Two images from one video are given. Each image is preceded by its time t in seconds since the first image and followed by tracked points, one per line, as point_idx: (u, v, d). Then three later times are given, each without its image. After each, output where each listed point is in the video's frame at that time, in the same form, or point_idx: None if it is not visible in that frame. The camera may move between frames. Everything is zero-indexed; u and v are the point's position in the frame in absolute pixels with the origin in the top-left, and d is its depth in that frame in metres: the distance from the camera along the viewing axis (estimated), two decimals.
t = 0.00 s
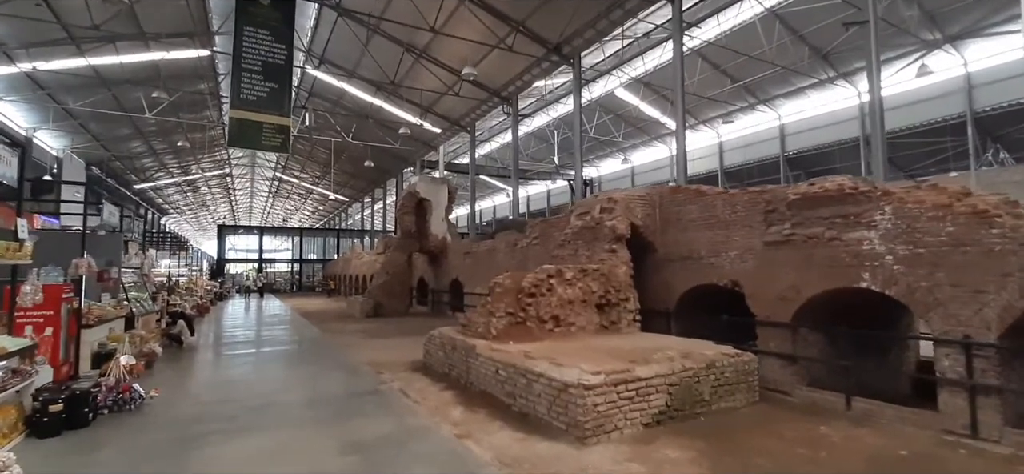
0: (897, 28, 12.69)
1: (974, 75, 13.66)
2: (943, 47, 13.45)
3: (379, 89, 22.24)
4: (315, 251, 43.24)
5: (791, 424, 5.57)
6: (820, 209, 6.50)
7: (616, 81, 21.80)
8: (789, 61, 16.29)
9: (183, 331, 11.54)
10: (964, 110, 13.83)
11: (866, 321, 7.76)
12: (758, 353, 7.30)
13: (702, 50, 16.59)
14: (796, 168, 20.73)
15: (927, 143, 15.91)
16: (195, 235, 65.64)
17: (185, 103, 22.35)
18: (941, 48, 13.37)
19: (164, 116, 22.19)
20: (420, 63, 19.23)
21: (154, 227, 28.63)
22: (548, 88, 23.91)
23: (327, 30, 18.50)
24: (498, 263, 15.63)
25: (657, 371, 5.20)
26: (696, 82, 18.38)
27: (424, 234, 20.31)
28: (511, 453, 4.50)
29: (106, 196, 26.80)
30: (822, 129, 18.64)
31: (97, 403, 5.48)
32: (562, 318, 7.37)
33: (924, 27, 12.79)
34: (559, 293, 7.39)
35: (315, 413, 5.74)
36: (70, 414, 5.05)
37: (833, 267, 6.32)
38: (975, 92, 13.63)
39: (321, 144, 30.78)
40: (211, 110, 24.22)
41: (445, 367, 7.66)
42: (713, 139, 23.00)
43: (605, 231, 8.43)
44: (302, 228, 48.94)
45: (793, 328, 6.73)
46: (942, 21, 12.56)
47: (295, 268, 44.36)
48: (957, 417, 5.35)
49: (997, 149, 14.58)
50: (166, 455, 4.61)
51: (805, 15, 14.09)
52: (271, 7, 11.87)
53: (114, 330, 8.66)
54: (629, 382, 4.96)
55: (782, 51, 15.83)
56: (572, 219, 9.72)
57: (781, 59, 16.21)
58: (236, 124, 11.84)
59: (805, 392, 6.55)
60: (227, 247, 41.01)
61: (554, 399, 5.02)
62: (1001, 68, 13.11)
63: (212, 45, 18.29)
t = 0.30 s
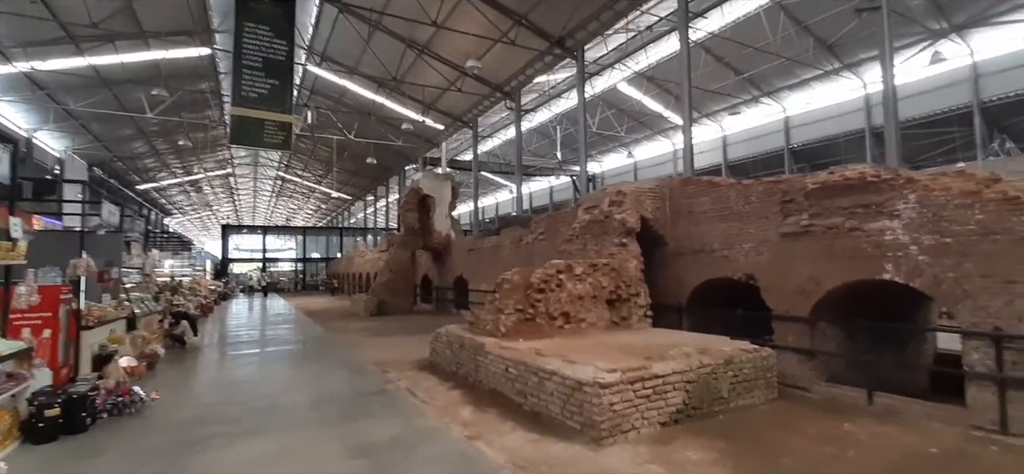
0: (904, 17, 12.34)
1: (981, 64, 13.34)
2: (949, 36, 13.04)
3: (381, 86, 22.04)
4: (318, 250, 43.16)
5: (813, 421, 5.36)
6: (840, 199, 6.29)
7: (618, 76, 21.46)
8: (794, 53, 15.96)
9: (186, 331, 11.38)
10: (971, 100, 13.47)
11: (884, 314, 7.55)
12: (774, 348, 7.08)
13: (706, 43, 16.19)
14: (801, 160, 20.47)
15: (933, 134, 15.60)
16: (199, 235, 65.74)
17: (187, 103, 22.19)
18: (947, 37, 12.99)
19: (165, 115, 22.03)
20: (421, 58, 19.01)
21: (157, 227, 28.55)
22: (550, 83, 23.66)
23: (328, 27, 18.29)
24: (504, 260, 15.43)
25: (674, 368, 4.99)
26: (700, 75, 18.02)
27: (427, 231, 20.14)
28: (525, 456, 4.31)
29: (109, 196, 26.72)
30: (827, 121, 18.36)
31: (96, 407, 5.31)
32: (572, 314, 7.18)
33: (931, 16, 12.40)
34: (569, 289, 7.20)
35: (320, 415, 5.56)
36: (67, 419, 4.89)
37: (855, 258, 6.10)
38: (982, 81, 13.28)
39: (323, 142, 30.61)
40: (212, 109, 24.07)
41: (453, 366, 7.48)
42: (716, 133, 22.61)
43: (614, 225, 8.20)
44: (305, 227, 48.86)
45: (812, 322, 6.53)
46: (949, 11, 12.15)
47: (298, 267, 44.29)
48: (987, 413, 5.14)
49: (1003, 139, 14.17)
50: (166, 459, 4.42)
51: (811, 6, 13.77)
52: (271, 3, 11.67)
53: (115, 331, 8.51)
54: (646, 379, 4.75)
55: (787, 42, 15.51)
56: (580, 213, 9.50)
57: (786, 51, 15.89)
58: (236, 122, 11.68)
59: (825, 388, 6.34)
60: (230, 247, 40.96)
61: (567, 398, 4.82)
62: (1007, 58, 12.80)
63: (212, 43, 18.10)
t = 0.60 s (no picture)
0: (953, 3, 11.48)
1: None
2: (1000, 20, 12.16)
3: (410, 87, 22.15)
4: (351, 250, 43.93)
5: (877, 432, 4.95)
6: (902, 191, 5.83)
7: (648, 70, 20.89)
8: (834, 40, 15.13)
9: (225, 331, 11.63)
10: None
11: (948, 314, 6.99)
12: (828, 353, 6.64)
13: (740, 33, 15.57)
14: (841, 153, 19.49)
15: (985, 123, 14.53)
16: (239, 236, 68.01)
17: (225, 108, 22.82)
18: (998, 21, 12.09)
19: (205, 121, 22.71)
20: (450, 58, 18.98)
21: (199, 230, 29.55)
22: (579, 79, 23.32)
23: (358, 30, 18.47)
24: (535, 259, 15.21)
25: (724, 374, 4.70)
26: (734, 67, 17.34)
27: (458, 231, 20.12)
28: (567, 466, 4.11)
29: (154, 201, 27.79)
30: (870, 111, 17.41)
31: (139, 409, 5.39)
32: (609, 315, 6.92)
33: None
34: (606, 290, 6.94)
35: (357, 418, 5.50)
36: (110, 422, 4.96)
37: (920, 256, 5.62)
38: None
39: (355, 144, 31.07)
40: (249, 115, 24.72)
41: (487, 368, 7.33)
42: (751, 126, 21.79)
43: (652, 222, 7.86)
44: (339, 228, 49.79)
45: (871, 324, 6.07)
46: None
47: (332, 267, 45.18)
48: None
49: None
50: (208, 462, 4.42)
51: None
52: (303, 6, 11.77)
53: (159, 332, 8.70)
54: (694, 387, 4.47)
55: (826, 30, 14.75)
56: (614, 210, 9.19)
57: (825, 38, 15.06)
58: (272, 125, 11.77)
59: (885, 396, 5.90)
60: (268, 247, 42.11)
61: (609, 406, 4.59)
62: None
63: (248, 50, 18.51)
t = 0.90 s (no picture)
0: None
1: None
2: None
3: (439, 83, 22.13)
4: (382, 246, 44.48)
5: (950, 442, 4.54)
6: (976, 180, 5.33)
7: (680, 62, 20.20)
8: (879, 25, 14.24)
9: (262, 325, 11.82)
10: None
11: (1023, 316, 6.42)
12: (888, 354, 6.19)
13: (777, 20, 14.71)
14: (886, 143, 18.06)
15: None
16: (275, 234, 69.86)
17: (260, 108, 23.31)
18: None
19: (241, 121, 23.26)
20: (479, 52, 18.83)
21: (237, 227, 30.38)
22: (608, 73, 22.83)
23: (388, 27, 18.52)
24: (566, 254, 14.95)
25: (779, 377, 4.38)
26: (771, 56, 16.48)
27: (487, 227, 20.02)
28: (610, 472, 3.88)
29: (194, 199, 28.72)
30: (919, 98, 16.38)
31: (177, 403, 5.44)
32: (649, 313, 6.63)
33: None
34: (646, 286, 6.65)
35: (391, 416, 5.41)
36: (150, 415, 5.01)
37: (996, 251, 5.12)
38: None
39: (385, 142, 31.35)
40: (283, 114, 25.20)
41: (521, 366, 7.15)
42: (789, 117, 20.83)
43: (692, 216, 7.50)
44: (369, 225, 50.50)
45: (937, 324, 5.61)
46: None
47: (364, 263, 45.88)
48: None
49: None
50: (242, 459, 4.38)
51: None
52: (334, 3, 11.81)
53: (198, 325, 8.87)
54: (748, 390, 4.17)
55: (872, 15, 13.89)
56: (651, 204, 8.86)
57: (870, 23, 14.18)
58: (304, 122, 11.86)
59: (954, 402, 5.44)
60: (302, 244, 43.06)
61: (654, 408, 4.34)
62: None
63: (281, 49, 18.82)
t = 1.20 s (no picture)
0: None
1: None
2: None
3: (442, 78, 21.90)
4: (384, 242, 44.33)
5: (983, 445, 4.35)
6: (1008, 171, 5.11)
7: (685, 56, 19.90)
8: (888, 18, 13.90)
9: (264, 322, 11.66)
10: None
11: None
12: (911, 352, 5.99)
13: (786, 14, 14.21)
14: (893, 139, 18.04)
15: None
16: (277, 230, 69.87)
17: (262, 103, 23.10)
18: None
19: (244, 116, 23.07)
20: (483, 46, 18.59)
21: (239, 223, 30.26)
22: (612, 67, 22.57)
23: (390, 20, 18.30)
24: (572, 250, 14.74)
25: (805, 378, 4.20)
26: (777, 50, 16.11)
27: (492, 222, 19.85)
28: None
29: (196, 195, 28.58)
30: (926, 93, 16.09)
31: (178, 402, 5.28)
32: (662, 310, 6.42)
33: None
34: (659, 282, 6.44)
35: (398, 417, 5.23)
36: (150, 414, 4.85)
37: None
38: None
39: (387, 137, 31.14)
40: (286, 109, 25.00)
41: (531, 364, 6.97)
42: (795, 112, 20.51)
43: (706, 210, 7.28)
44: (372, 221, 50.39)
45: (964, 322, 5.41)
46: None
47: (366, 259, 45.78)
48: None
49: None
50: (245, 462, 4.20)
51: None
52: None
53: (200, 322, 8.72)
54: (773, 391, 3.99)
55: (881, 8, 13.55)
56: (662, 199, 8.64)
57: (879, 16, 13.82)
58: (307, 117, 11.67)
59: (982, 402, 5.24)
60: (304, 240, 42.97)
61: (674, 410, 4.16)
62: None
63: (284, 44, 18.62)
